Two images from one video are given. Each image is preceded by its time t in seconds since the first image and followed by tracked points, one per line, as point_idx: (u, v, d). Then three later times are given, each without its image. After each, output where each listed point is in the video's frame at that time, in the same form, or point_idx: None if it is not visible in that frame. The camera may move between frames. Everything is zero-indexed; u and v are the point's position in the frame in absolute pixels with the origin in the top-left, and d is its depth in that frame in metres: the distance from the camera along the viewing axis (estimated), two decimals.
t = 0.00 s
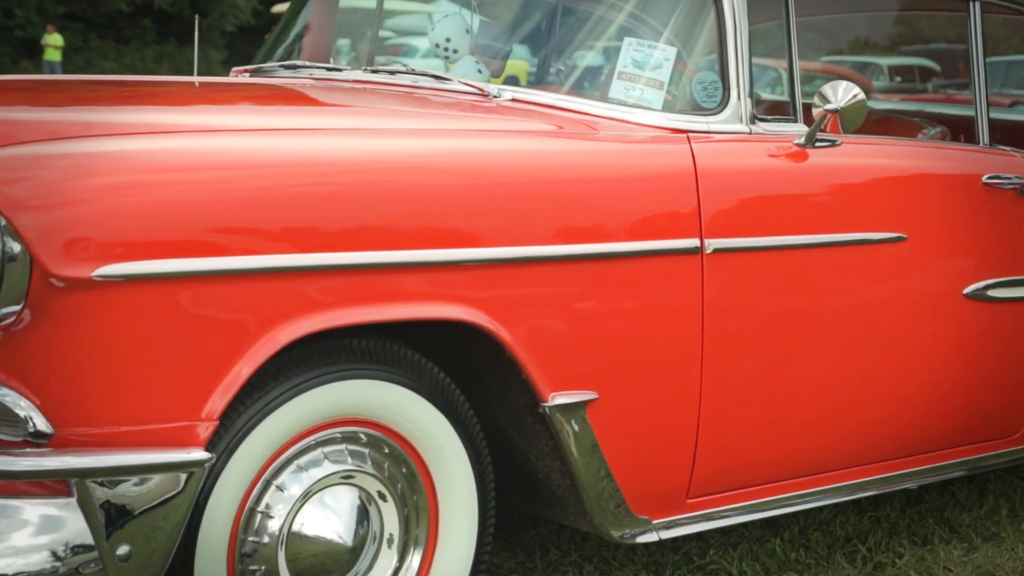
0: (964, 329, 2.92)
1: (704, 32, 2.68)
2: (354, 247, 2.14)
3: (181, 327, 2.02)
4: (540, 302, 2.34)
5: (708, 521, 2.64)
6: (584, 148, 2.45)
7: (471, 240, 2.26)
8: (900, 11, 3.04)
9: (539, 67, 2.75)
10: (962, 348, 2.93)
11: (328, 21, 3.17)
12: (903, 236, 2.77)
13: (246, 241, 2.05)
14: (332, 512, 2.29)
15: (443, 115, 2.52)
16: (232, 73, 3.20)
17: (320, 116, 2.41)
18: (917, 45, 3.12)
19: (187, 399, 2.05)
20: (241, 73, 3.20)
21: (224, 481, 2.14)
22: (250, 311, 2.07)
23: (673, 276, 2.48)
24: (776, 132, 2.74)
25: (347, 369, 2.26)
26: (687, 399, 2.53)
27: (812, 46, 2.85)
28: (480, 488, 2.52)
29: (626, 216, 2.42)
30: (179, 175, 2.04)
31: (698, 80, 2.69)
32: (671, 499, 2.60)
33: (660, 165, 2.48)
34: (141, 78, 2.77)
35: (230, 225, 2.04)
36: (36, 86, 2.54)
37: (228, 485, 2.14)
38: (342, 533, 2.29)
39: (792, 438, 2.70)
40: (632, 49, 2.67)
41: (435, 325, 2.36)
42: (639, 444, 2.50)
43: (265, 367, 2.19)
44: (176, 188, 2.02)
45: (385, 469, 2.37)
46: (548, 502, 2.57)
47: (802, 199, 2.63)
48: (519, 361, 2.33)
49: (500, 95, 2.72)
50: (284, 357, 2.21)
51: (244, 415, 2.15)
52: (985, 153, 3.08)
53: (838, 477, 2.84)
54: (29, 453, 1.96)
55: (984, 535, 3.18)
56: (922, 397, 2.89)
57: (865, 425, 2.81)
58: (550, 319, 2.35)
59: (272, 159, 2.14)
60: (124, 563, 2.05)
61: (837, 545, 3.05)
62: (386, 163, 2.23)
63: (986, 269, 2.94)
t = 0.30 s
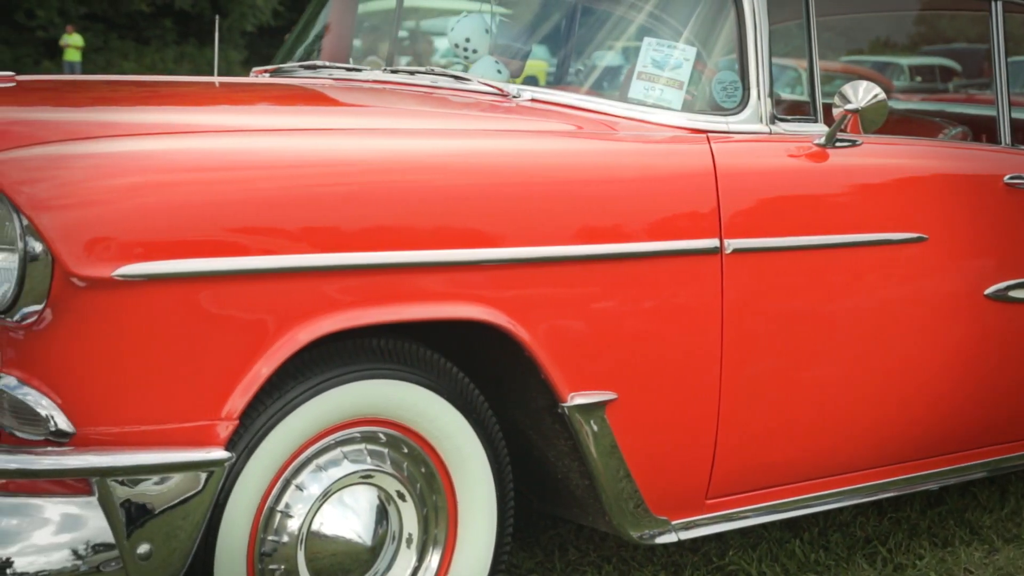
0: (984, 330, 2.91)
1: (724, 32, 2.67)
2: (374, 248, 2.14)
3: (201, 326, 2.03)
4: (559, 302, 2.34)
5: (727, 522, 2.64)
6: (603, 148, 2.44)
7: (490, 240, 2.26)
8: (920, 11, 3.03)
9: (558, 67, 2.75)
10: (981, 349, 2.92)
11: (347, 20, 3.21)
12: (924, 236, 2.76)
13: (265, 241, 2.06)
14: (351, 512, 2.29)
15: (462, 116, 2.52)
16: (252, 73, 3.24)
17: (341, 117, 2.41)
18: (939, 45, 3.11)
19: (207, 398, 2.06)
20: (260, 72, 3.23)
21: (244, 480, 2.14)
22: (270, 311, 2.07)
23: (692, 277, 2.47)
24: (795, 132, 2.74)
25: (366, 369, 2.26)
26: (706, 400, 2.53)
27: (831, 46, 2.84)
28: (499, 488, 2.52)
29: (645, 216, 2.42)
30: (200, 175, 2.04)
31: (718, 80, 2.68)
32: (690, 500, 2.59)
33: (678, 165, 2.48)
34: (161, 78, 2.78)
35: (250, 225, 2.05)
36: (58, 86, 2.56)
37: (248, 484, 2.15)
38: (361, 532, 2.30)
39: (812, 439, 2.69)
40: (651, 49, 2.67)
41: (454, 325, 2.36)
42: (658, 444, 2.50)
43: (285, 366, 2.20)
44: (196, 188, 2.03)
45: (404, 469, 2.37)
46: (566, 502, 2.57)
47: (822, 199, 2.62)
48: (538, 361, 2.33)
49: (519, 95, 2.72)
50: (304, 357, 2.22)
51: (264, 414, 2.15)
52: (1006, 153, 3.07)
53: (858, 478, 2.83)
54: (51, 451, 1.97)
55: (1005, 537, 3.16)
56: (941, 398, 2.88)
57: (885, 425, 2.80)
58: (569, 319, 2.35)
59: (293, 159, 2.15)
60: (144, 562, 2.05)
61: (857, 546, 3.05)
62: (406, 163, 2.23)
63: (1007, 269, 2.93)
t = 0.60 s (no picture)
0: (1003, 331, 2.89)
1: (744, 31, 2.68)
2: (394, 248, 2.15)
3: (221, 326, 2.03)
4: (578, 302, 2.34)
5: (746, 523, 2.63)
6: (623, 148, 2.44)
7: (510, 240, 2.26)
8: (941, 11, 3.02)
9: (577, 68, 2.75)
10: (1000, 350, 2.91)
11: (367, 20, 3.23)
12: (944, 237, 2.75)
13: (286, 241, 2.06)
14: (371, 511, 2.29)
15: (482, 116, 2.52)
16: (272, 73, 3.26)
17: (362, 117, 2.42)
18: (959, 45, 3.09)
19: (227, 398, 2.07)
20: (281, 72, 3.25)
21: (263, 479, 2.15)
22: (290, 310, 2.08)
23: (712, 277, 2.47)
24: (816, 132, 2.73)
25: (386, 369, 2.26)
26: (725, 400, 2.52)
27: (852, 46, 2.84)
28: (518, 489, 2.52)
29: (664, 216, 2.41)
30: (221, 175, 2.05)
31: (738, 80, 2.69)
32: (710, 501, 2.59)
33: (697, 166, 2.47)
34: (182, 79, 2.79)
35: (271, 225, 2.05)
36: (81, 87, 2.57)
37: (267, 483, 2.16)
38: (380, 532, 2.30)
39: (831, 440, 2.68)
40: (671, 49, 2.67)
41: (473, 325, 2.36)
42: (677, 444, 2.49)
43: (304, 366, 2.20)
44: (217, 188, 2.03)
45: (423, 469, 2.37)
46: (585, 502, 2.57)
47: (841, 200, 2.61)
48: (557, 361, 2.33)
49: (539, 95, 2.72)
50: (323, 356, 2.22)
51: (284, 413, 2.16)
52: None
53: (877, 480, 2.82)
54: (72, 450, 1.98)
55: None
56: (960, 399, 2.87)
57: (904, 427, 2.79)
58: (588, 319, 2.35)
59: (314, 159, 2.15)
60: (165, 561, 2.06)
61: (877, 548, 3.04)
62: (427, 164, 2.24)
63: None
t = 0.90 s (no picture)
0: None
1: (766, 31, 2.66)
2: (415, 248, 2.15)
3: (242, 326, 2.04)
4: (598, 303, 2.34)
5: (767, 524, 2.63)
6: (644, 149, 2.44)
7: (531, 240, 2.26)
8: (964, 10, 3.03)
9: (599, 68, 2.76)
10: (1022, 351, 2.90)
11: (387, 21, 3.26)
12: (966, 237, 2.74)
13: (307, 241, 2.06)
14: (391, 511, 2.30)
15: (503, 116, 2.53)
16: (294, 73, 3.29)
17: (383, 117, 2.43)
18: (982, 45, 3.13)
19: (248, 397, 2.08)
20: (301, 73, 3.27)
21: (285, 479, 2.16)
22: (311, 310, 2.08)
23: (732, 278, 2.46)
24: (838, 133, 2.72)
25: (407, 369, 2.26)
26: (745, 401, 2.52)
27: (873, 46, 2.83)
28: (539, 490, 2.52)
29: (685, 216, 2.41)
30: (243, 176, 2.05)
31: (760, 81, 2.68)
32: (730, 502, 2.58)
33: (718, 166, 2.47)
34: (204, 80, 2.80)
35: (292, 225, 2.06)
36: (104, 88, 2.58)
37: (288, 483, 2.16)
38: (401, 532, 2.30)
39: (851, 441, 2.67)
40: (692, 49, 2.67)
41: (494, 325, 2.36)
42: (697, 445, 2.49)
43: (325, 366, 2.20)
44: (239, 188, 2.04)
45: (443, 469, 2.37)
46: (606, 503, 2.57)
47: (862, 200, 2.60)
48: (578, 361, 2.33)
49: (560, 96, 2.73)
50: (344, 356, 2.22)
51: (305, 413, 2.16)
52: None
53: (897, 481, 2.82)
54: (95, 449, 1.99)
55: None
56: (980, 401, 2.87)
57: (924, 428, 2.79)
58: (608, 320, 2.35)
59: (336, 159, 2.16)
60: (186, 559, 2.07)
61: (899, 550, 3.03)
62: (448, 164, 2.24)
63: None
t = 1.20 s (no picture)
0: None
1: (789, 31, 2.67)
2: (438, 248, 2.15)
3: (266, 325, 2.05)
4: (621, 303, 2.33)
5: (790, 525, 2.62)
6: (667, 149, 2.43)
7: (553, 241, 2.25)
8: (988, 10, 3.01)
9: (621, 69, 2.75)
10: None
11: (410, 21, 3.26)
12: (990, 238, 2.72)
13: (331, 241, 2.07)
14: (413, 511, 2.30)
15: (526, 116, 2.53)
16: (317, 74, 3.32)
17: (407, 117, 2.43)
18: (1007, 45, 3.08)
19: (271, 397, 2.08)
20: (325, 73, 3.30)
21: (308, 478, 2.16)
22: (335, 310, 2.09)
23: (755, 278, 2.45)
24: (862, 133, 2.71)
25: (429, 369, 2.26)
26: (768, 402, 2.51)
27: (897, 45, 2.81)
28: (561, 490, 2.52)
29: (708, 217, 2.40)
30: (268, 175, 2.06)
31: (783, 81, 2.67)
32: (753, 503, 2.58)
33: (741, 166, 2.46)
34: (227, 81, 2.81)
35: (316, 225, 2.06)
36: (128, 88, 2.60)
37: (312, 482, 2.17)
38: (423, 532, 2.30)
39: (874, 443, 2.67)
40: (716, 49, 2.67)
41: (516, 325, 2.36)
42: (719, 446, 2.48)
43: (348, 365, 2.21)
44: (262, 187, 2.04)
45: (465, 469, 2.38)
46: (628, 503, 2.56)
47: (885, 201, 2.59)
48: (600, 362, 2.32)
49: (582, 96, 2.74)
50: (367, 356, 2.23)
51: (328, 412, 2.17)
52: None
53: (919, 483, 2.81)
54: (119, 448, 2.00)
55: None
56: (1003, 403, 2.86)
57: (947, 429, 2.78)
58: (630, 320, 2.35)
59: (360, 159, 2.16)
60: (210, 558, 2.07)
61: (923, 552, 3.01)
62: (472, 164, 2.24)
63: None
